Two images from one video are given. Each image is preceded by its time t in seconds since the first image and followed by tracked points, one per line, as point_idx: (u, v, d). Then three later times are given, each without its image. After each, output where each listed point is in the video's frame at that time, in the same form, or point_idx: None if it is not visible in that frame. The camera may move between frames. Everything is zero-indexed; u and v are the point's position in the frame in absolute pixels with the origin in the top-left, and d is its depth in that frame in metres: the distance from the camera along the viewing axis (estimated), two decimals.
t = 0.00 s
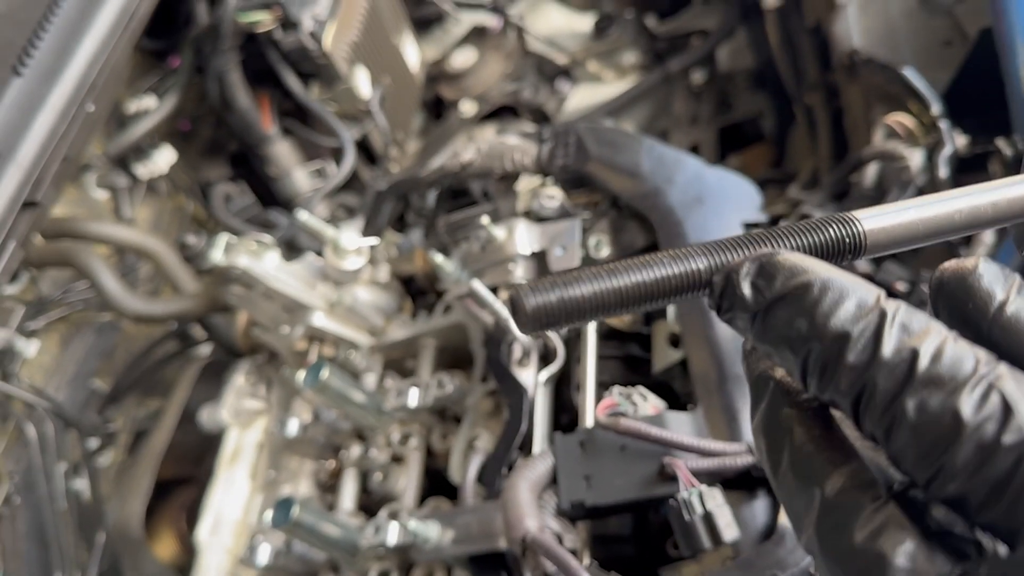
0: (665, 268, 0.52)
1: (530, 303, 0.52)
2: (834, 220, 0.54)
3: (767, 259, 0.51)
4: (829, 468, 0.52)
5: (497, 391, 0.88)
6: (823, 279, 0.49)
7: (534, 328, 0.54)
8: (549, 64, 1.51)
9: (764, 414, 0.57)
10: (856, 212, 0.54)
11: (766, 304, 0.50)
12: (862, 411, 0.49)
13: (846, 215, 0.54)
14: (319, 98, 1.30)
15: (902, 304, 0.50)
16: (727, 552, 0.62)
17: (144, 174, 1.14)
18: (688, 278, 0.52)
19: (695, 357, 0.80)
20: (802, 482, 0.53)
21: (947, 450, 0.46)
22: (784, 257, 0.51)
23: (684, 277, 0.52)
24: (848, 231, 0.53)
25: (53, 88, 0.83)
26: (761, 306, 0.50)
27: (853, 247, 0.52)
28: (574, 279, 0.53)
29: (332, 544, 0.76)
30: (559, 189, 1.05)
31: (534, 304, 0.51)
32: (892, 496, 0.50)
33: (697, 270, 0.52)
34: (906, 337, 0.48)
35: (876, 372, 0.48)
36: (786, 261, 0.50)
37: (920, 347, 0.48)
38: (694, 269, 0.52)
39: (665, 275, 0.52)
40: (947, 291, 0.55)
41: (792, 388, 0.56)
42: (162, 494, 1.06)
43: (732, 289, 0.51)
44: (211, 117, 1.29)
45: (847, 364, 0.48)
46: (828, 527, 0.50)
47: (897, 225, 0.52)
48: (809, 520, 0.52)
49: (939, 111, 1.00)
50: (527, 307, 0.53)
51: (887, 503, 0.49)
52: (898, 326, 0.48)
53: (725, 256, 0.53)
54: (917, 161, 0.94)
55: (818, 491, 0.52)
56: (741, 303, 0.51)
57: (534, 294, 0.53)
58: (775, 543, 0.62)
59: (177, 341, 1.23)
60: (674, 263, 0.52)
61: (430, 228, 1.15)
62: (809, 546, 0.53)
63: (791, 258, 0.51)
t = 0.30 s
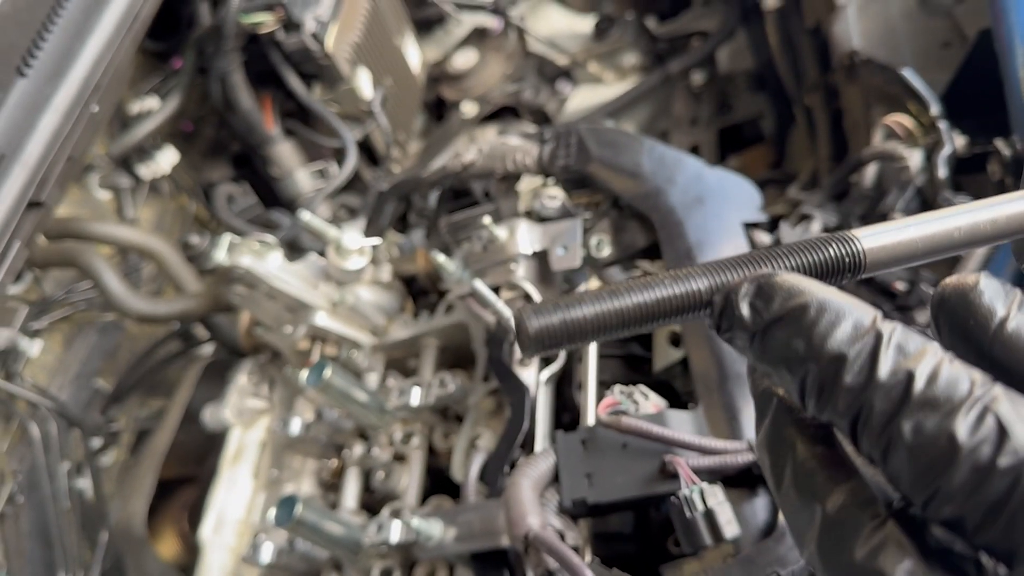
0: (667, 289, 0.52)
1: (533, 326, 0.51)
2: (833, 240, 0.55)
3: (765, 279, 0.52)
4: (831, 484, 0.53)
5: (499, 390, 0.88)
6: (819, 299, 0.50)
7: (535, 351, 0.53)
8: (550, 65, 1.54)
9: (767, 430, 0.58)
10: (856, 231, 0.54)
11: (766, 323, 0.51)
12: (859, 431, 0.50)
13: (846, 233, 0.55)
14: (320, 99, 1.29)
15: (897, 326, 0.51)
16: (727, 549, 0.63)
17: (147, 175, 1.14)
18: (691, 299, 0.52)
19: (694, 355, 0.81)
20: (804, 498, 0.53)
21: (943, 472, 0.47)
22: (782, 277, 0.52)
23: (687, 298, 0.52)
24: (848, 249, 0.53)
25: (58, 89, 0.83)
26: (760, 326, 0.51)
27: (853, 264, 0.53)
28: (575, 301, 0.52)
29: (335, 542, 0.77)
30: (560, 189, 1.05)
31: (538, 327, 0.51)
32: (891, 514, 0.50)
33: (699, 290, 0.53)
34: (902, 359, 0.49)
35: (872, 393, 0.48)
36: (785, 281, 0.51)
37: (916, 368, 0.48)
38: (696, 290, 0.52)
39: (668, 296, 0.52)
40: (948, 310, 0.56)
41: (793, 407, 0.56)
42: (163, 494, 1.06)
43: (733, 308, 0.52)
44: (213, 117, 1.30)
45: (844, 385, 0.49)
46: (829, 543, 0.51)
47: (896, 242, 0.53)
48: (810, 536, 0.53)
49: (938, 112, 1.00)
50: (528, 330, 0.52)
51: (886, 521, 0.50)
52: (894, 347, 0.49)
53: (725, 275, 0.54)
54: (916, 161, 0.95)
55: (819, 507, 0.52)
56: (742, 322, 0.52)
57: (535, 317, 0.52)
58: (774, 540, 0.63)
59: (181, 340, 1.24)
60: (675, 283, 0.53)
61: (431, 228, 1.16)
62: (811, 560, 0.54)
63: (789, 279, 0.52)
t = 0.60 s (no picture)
0: (674, 276, 0.54)
1: (544, 309, 0.53)
2: (838, 228, 0.55)
3: (772, 265, 0.52)
4: (836, 467, 0.53)
5: (501, 390, 0.88)
6: (825, 285, 0.50)
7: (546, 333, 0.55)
8: (550, 66, 1.53)
9: (772, 416, 0.58)
10: (861, 220, 0.55)
11: (772, 309, 0.51)
12: (864, 415, 0.50)
13: (851, 222, 0.55)
14: (324, 100, 1.31)
15: (902, 310, 0.51)
16: (728, 547, 0.63)
17: (149, 176, 1.15)
18: (698, 284, 0.54)
19: (696, 354, 0.81)
20: (809, 483, 0.54)
21: (946, 452, 0.47)
22: (789, 264, 0.52)
23: (694, 284, 0.54)
24: (853, 236, 0.54)
25: (62, 90, 0.84)
26: (766, 312, 0.51)
27: (858, 253, 0.54)
28: (586, 287, 0.55)
29: (339, 541, 0.77)
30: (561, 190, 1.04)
31: (548, 310, 0.53)
32: (895, 496, 0.51)
33: (706, 276, 0.54)
34: (906, 342, 0.49)
35: (877, 374, 0.48)
36: (791, 268, 0.52)
37: (920, 352, 0.49)
38: (704, 275, 0.54)
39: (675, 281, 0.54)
40: (952, 295, 0.56)
41: (798, 392, 0.57)
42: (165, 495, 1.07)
43: (739, 294, 0.52)
44: (217, 118, 1.30)
45: (849, 368, 0.49)
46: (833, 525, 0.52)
47: (899, 232, 0.54)
48: (814, 519, 0.53)
49: (938, 113, 1.01)
50: (539, 313, 0.54)
51: (889, 502, 0.50)
52: (899, 331, 0.49)
53: (734, 263, 0.55)
54: (917, 162, 0.95)
55: (824, 491, 0.53)
56: (748, 308, 0.52)
57: (547, 301, 0.54)
58: (777, 538, 0.63)
59: (184, 341, 1.23)
60: (683, 270, 0.54)
61: (433, 229, 1.17)
62: (815, 541, 0.54)
63: (796, 266, 0.52)
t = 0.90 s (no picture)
0: (669, 276, 0.53)
1: (540, 312, 0.52)
2: (829, 229, 0.55)
3: (764, 267, 0.53)
4: (830, 462, 0.53)
5: (501, 391, 0.89)
6: (815, 286, 0.51)
7: (541, 336, 0.53)
8: (550, 68, 1.54)
9: (771, 414, 0.58)
10: (851, 221, 0.55)
11: (764, 309, 0.52)
12: (854, 413, 0.50)
13: (841, 223, 0.55)
14: (324, 101, 1.31)
15: (890, 310, 0.51)
16: (727, 546, 0.64)
17: (149, 176, 1.15)
18: (692, 286, 0.53)
19: (695, 354, 0.82)
20: (804, 478, 0.54)
21: (932, 449, 0.47)
22: (780, 265, 0.52)
23: (689, 285, 0.53)
24: (843, 237, 0.54)
25: (63, 92, 0.84)
26: (758, 313, 0.52)
27: (849, 253, 0.54)
28: (581, 289, 0.53)
29: (339, 541, 0.77)
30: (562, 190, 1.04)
31: (545, 314, 0.51)
32: (886, 491, 0.51)
33: (700, 277, 0.54)
34: (895, 342, 0.50)
35: (865, 373, 0.49)
36: (783, 269, 0.52)
37: (908, 351, 0.49)
38: (697, 276, 0.53)
39: (671, 282, 0.53)
40: (943, 296, 0.56)
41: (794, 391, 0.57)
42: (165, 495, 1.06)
43: (732, 295, 0.53)
44: (217, 119, 1.30)
45: (838, 367, 0.49)
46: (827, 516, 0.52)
47: (891, 232, 0.54)
48: (808, 514, 0.54)
49: (937, 114, 1.01)
50: (534, 316, 0.52)
51: (880, 497, 0.51)
52: (887, 332, 0.50)
53: (726, 264, 0.55)
54: (915, 163, 0.95)
55: (817, 485, 0.53)
56: (741, 308, 0.52)
57: (541, 303, 0.53)
58: (776, 537, 0.63)
59: (184, 341, 1.24)
60: (677, 272, 0.54)
61: (433, 230, 1.17)
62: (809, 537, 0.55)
63: (787, 267, 0.52)
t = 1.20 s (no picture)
0: (664, 288, 0.52)
1: (536, 323, 0.51)
2: (817, 243, 0.55)
3: (755, 279, 0.53)
4: (822, 470, 0.54)
5: (500, 393, 0.89)
6: (804, 299, 0.51)
7: (535, 349, 0.52)
8: (550, 70, 1.53)
9: (767, 424, 0.58)
10: (840, 234, 0.55)
11: (755, 322, 0.52)
12: (842, 424, 0.51)
13: (830, 236, 0.55)
14: (323, 103, 1.31)
15: (878, 322, 0.51)
16: (725, 548, 0.63)
17: (149, 178, 1.15)
18: (686, 298, 0.53)
19: (694, 357, 0.82)
20: (797, 485, 0.54)
21: (918, 460, 0.47)
22: (769, 277, 0.53)
23: (683, 297, 0.53)
24: (832, 249, 0.54)
25: (63, 94, 0.84)
26: (749, 325, 0.52)
27: (838, 267, 0.54)
28: (575, 300, 0.52)
29: (338, 543, 0.78)
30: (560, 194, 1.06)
31: (541, 325, 0.50)
32: (877, 498, 0.52)
33: (693, 289, 0.53)
34: (882, 354, 0.50)
35: (853, 385, 0.49)
36: (773, 281, 0.52)
37: (895, 363, 0.49)
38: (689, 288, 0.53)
39: (666, 294, 0.52)
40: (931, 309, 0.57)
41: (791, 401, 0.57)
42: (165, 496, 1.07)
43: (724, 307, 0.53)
44: (217, 121, 1.31)
45: (827, 379, 0.50)
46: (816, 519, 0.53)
47: (879, 245, 0.53)
48: (801, 521, 0.54)
49: (935, 117, 1.01)
50: (529, 328, 0.51)
51: (870, 505, 0.51)
52: (875, 343, 0.50)
53: (717, 275, 0.55)
54: (913, 166, 0.96)
55: (810, 492, 0.53)
56: (732, 321, 0.53)
57: (536, 314, 0.51)
58: (773, 539, 0.63)
59: (183, 343, 1.24)
60: (671, 283, 0.53)
61: (433, 232, 1.17)
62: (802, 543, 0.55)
63: (777, 279, 0.52)
